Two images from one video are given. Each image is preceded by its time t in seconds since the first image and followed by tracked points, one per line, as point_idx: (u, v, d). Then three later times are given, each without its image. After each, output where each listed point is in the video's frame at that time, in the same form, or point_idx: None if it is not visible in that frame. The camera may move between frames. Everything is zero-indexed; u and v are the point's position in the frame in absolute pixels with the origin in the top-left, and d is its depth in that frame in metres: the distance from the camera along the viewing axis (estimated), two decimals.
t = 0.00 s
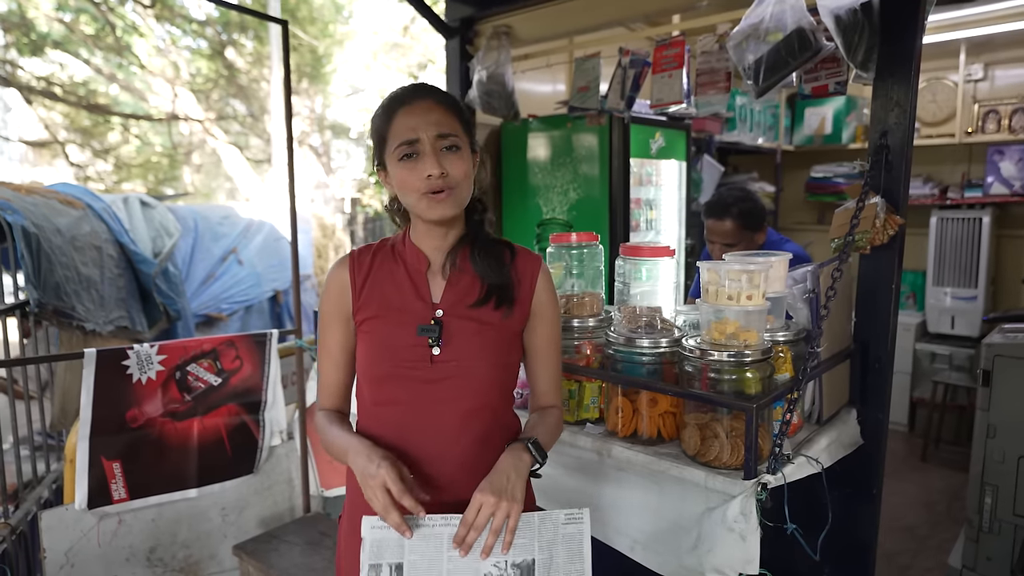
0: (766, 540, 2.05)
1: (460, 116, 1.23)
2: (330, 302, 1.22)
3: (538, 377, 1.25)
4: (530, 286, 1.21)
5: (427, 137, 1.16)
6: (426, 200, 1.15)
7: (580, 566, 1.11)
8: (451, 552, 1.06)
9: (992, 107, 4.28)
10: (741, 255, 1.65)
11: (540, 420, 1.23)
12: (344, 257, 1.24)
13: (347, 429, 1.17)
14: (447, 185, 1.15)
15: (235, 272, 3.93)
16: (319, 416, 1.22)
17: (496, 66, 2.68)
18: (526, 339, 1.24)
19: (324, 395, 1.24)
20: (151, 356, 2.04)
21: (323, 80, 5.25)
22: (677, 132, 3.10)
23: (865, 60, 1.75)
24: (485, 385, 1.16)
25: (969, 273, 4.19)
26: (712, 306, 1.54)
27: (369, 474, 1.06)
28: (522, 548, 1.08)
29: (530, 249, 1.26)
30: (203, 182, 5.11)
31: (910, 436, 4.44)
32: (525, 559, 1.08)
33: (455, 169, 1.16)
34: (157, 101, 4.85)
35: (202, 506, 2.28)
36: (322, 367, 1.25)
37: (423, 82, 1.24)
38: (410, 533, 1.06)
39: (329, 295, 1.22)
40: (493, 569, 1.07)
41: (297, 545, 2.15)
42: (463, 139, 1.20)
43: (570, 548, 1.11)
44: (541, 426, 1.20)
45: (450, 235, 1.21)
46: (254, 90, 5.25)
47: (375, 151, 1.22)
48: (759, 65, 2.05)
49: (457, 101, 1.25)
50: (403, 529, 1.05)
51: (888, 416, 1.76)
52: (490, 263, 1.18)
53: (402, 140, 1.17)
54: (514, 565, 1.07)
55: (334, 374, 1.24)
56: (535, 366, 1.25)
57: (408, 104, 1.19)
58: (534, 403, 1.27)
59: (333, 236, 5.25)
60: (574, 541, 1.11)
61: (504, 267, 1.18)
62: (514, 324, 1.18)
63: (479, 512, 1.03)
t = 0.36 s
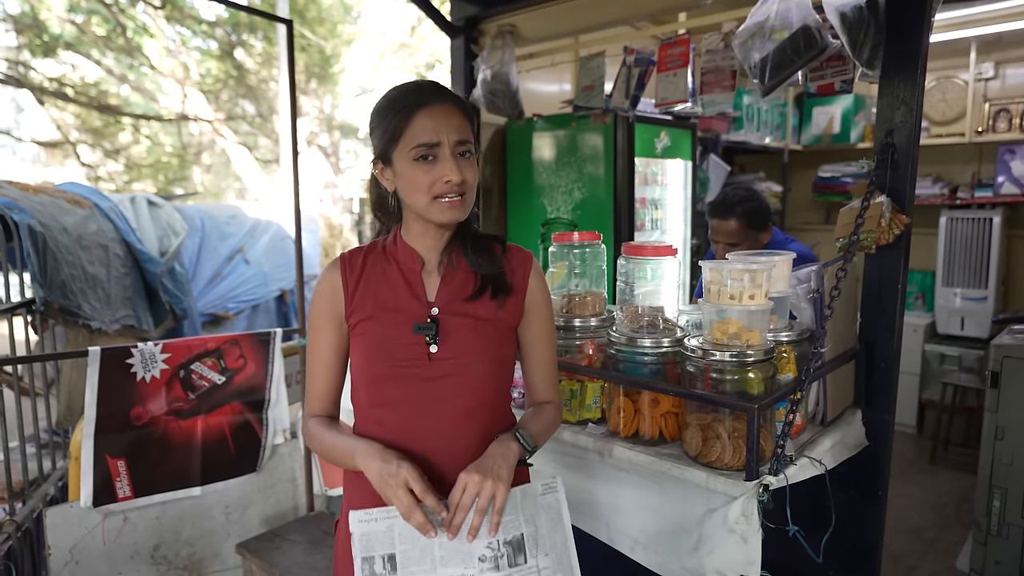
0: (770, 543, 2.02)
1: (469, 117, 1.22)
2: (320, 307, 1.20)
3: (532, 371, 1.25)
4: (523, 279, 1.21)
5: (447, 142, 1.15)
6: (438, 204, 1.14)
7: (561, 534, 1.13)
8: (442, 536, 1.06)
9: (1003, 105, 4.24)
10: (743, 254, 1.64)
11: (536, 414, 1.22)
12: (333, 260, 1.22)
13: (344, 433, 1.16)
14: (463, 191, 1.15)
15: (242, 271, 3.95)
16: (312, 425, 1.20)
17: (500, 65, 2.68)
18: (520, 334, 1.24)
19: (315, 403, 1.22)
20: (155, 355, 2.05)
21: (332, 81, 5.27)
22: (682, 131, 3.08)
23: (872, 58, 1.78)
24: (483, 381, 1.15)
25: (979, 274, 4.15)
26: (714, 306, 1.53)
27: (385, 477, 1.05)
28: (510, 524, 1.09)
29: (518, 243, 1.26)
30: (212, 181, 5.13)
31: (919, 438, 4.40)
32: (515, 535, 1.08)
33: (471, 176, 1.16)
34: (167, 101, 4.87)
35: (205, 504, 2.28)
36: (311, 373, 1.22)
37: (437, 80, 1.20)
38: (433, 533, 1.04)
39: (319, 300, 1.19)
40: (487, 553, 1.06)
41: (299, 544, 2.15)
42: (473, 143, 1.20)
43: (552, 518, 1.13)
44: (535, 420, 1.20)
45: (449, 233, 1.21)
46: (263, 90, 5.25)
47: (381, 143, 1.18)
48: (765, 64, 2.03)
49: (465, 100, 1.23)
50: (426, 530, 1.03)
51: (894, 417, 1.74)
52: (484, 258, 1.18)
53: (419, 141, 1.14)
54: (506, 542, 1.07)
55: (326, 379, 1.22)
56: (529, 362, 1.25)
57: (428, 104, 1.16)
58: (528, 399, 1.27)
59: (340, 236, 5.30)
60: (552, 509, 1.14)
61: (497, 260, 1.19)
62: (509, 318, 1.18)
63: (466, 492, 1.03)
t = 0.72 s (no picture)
0: (775, 545, 2.00)
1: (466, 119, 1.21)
2: (319, 305, 1.19)
3: (531, 372, 1.24)
4: (523, 280, 1.20)
5: (441, 144, 1.14)
6: (431, 207, 1.13)
7: (557, 549, 1.11)
8: (434, 538, 1.06)
9: (1014, 104, 4.20)
10: (747, 254, 1.62)
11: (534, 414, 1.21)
12: (332, 258, 1.21)
13: (340, 434, 1.15)
14: (456, 195, 1.14)
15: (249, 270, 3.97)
16: (310, 421, 1.19)
17: (505, 64, 2.67)
18: (519, 335, 1.23)
19: (313, 400, 1.22)
20: (160, 353, 2.06)
21: (341, 82, 5.29)
22: (689, 130, 3.06)
23: (879, 54, 1.70)
24: (482, 383, 1.15)
25: (991, 274, 4.11)
26: (719, 305, 1.51)
27: (375, 479, 1.05)
28: (502, 533, 1.08)
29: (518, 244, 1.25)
30: (222, 182, 5.13)
31: (929, 440, 4.36)
32: (507, 545, 1.08)
33: (464, 179, 1.15)
34: (178, 102, 4.90)
35: (210, 502, 2.27)
36: (310, 370, 1.22)
37: (435, 81, 1.20)
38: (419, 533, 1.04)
39: (318, 298, 1.19)
40: (476, 558, 1.06)
41: (303, 543, 2.15)
42: (470, 146, 1.19)
43: (548, 533, 1.11)
44: (534, 421, 1.19)
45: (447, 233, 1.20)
46: (272, 91, 5.26)
47: (376, 142, 1.17)
48: (771, 61, 2.01)
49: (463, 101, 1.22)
50: (414, 529, 1.04)
51: (901, 418, 1.72)
52: (482, 259, 1.17)
53: (412, 142, 1.14)
54: (496, 550, 1.07)
55: (324, 376, 1.21)
56: (528, 362, 1.24)
57: (421, 105, 1.15)
58: (528, 398, 1.26)
59: (348, 235, 5.31)
60: (549, 524, 1.12)
61: (496, 261, 1.18)
62: (508, 320, 1.17)
63: (460, 494, 1.03)
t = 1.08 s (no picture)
0: (781, 546, 1.98)
1: (459, 117, 1.20)
2: (317, 301, 1.19)
3: (530, 369, 1.23)
4: (520, 277, 1.18)
5: (429, 144, 1.13)
6: (421, 206, 1.13)
7: (544, 545, 1.11)
8: (422, 531, 1.06)
9: None
10: (753, 252, 1.60)
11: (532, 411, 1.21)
12: (330, 257, 1.21)
13: (338, 427, 1.16)
14: (446, 194, 1.13)
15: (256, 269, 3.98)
16: (309, 413, 1.20)
17: (510, 62, 2.66)
18: (518, 332, 1.22)
19: (312, 394, 1.22)
20: (164, 351, 2.07)
21: (349, 81, 5.35)
22: (696, 129, 3.05)
23: (887, 51, 1.71)
24: (478, 382, 1.14)
25: (1003, 274, 4.06)
26: (723, 304, 1.50)
27: (364, 472, 1.06)
28: (491, 532, 1.07)
29: (516, 240, 1.24)
30: (232, 182, 5.14)
31: (939, 442, 4.33)
32: (493, 542, 1.07)
33: (454, 179, 1.14)
34: (189, 102, 4.92)
35: (214, 500, 2.27)
36: (310, 365, 1.22)
37: (426, 78, 1.19)
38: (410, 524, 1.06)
39: (316, 296, 1.19)
40: (462, 553, 1.06)
41: (306, 541, 2.15)
42: (463, 145, 1.18)
43: (537, 529, 1.10)
44: (531, 418, 1.18)
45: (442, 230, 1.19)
46: (282, 91, 5.28)
47: (368, 141, 1.18)
48: (778, 59, 1.99)
49: (456, 99, 1.21)
50: (403, 521, 1.05)
51: (909, 419, 1.70)
52: (478, 257, 1.16)
53: (402, 143, 1.14)
54: (482, 548, 1.06)
55: (324, 372, 1.21)
56: (527, 359, 1.23)
57: (411, 105, 1.15)
58: (527, 394, 1.25)
59: (356, 234, 5.32)
60: (538, 521, 1.11)
61: (491, 259, 1.17)
62: (504, 318, 1.16)
63: (463, 494, 1.03)
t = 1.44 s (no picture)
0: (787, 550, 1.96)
1: (459, 113, 1.19)
2: (320, 296, 1.19)
3: (533, 365, 1.22)
4: (522, 273, 1.18)
5: (428, 143, 1.13)
6: (421, 207, 1.12)
7: (549, 547, 1.11)
8: (419, 542, 1.06)
9: None
10: (761, 251, 1.58)
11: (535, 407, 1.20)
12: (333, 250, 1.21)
13: (339, 428, 1.15)
14: (445, 193, 1.12)
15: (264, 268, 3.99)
16: (311, 409, 1.19)
17: (517, 61, 2.65)
18: (520, 328, 1.21)
19: (314, 389, 1.21)
20: (170, 350, 2.07)
21: (359, 81, 5.33)
22: (704, 128, 3.03)
23: (896, 47, 1.70)
24: (479, 377, 1.13)
25: (1016, 275, 4.01)
26: (728, 303, 1.48)
27: (361, 483, 1.05)
28: (491, 536, 1.07)
29: (520, 236, 1.23)
30: (243, 182, 5.15)
31: (950, 444, 4.28)
32: (493, 546, 1.08)
33: (453, 177, 1.13)
34: (199, 102, 4.94)
35: (220, 499, 2.27)
36: (311, 361, 1.22)
37: (425, 75, 1.18)
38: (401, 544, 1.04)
39: (319, 289, 1.19)
40: (463, 559, 1.06)
41: (311, 540, 2.14)
42: (463, 143, 1.17)
43: (540, 531, 1.11)
44: (534, 414, 1.17)
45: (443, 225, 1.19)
46: (291, 91, 5.29)
47: (370, 140, 1.18)
48: (785, 56, 1.97)
49: (457, 96, 1.20)
50: (395, 540, 1.04)
51: (918, 421, 1.68)
52: (479, 252, 1.15)
53: (400, 142, 1.13)
54: (482, 553, 1.07)
55: (326, 368, 1.21)
56: (530, 355, 1.22)
57: (410, 104, 1.14)
58: (532, 392, 1.24)
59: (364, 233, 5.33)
60: (541, 523, 1.11)
61: (493, 254, 1.16)
62: (506, 313, 1.15)
63: (462, 493, 1.02)
